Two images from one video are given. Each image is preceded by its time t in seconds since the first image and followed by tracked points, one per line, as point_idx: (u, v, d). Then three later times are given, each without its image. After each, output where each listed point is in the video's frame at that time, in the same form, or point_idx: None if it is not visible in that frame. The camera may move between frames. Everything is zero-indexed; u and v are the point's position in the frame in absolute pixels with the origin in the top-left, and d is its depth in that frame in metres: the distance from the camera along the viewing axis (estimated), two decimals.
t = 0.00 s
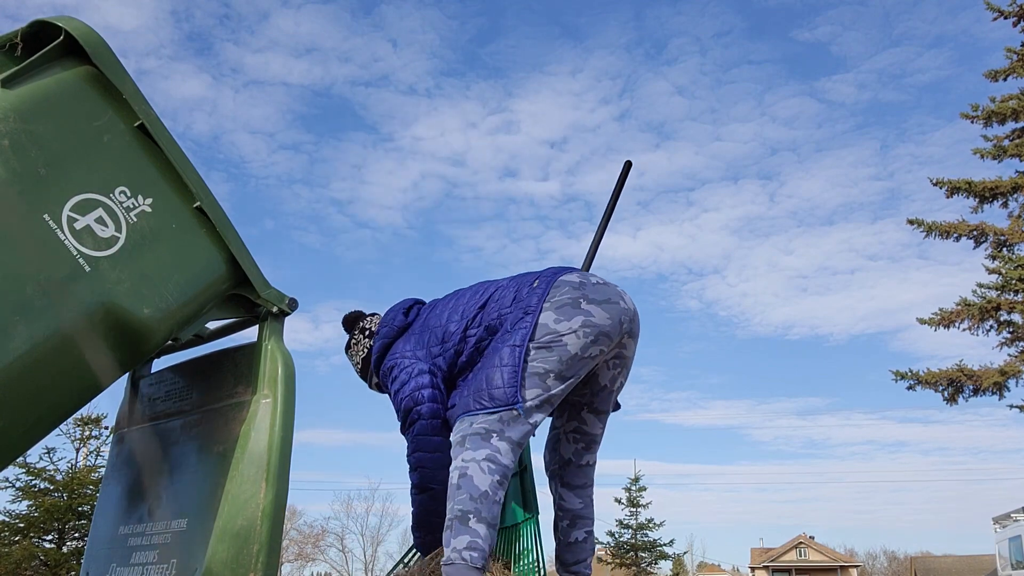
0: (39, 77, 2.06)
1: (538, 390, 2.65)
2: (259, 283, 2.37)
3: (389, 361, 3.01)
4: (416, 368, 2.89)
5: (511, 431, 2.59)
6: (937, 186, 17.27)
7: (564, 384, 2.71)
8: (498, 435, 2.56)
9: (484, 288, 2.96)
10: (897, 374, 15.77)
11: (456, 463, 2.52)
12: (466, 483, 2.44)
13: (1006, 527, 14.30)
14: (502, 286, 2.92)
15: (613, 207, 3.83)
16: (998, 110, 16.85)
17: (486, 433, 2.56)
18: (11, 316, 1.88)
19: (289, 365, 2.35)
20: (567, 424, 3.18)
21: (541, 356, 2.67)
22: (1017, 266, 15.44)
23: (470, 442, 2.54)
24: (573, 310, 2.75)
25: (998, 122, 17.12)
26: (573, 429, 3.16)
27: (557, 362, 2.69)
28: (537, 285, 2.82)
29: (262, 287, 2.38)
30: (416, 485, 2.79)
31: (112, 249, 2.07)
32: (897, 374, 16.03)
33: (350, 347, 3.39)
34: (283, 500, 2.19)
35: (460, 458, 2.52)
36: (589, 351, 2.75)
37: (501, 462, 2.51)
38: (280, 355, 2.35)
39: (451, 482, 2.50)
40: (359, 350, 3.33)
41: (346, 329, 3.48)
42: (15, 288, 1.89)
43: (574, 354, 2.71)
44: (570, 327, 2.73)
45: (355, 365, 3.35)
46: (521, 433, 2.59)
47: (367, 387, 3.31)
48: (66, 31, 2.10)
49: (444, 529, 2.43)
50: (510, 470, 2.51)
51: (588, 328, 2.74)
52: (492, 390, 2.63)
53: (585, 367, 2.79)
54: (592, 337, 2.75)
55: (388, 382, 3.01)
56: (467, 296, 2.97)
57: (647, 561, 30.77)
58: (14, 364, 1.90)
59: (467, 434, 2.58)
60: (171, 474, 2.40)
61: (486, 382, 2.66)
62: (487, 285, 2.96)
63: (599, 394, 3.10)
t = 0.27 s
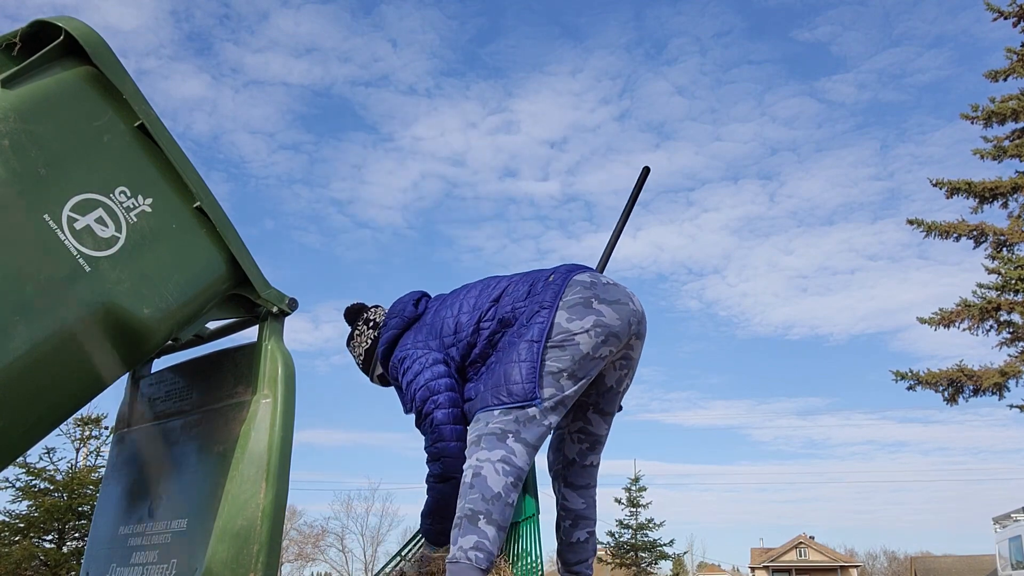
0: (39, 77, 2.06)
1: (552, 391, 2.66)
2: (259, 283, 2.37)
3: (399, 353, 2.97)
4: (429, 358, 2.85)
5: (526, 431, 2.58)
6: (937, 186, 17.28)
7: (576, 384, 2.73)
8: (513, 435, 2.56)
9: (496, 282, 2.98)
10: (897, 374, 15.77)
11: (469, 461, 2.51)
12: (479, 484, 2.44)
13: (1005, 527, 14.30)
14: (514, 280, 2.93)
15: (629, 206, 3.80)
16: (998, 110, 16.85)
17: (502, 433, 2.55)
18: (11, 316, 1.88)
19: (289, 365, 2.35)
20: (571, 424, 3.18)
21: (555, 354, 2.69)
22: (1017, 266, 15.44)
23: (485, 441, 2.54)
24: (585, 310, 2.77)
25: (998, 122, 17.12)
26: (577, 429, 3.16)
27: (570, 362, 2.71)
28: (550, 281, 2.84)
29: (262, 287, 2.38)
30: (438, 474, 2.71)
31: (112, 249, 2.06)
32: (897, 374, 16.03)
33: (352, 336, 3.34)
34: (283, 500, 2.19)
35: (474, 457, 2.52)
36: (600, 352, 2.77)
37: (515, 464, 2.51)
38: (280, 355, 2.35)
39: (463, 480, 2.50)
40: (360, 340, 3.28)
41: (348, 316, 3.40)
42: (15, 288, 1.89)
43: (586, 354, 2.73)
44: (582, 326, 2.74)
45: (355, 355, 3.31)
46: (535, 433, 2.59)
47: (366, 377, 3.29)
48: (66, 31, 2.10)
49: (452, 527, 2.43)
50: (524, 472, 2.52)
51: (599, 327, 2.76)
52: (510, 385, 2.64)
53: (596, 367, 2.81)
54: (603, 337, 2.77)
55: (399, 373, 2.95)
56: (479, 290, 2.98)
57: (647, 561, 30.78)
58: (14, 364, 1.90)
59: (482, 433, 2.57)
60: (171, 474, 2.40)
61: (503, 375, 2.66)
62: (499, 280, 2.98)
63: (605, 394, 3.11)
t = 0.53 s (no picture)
0: (39, 77, 2.06)
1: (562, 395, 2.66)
2: (259, 283, 2.37)
3: (410, 356, 2.96)
4: (441, 363, 2.85)
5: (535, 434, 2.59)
6: (937, 186, 17.27)
7: (585, 388, 2.73)
8: (523, 437, 2.56)
9: (507, 284, 2.98)
10: (897, 374, 15.77)
11: (479, 462, 2.52)
12: (487, 484, 2.44)
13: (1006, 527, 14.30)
14: (525, 284, 2.94)
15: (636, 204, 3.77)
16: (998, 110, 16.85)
17: (511, 434, 2.56)
18: (11, 316, 1.88)
19: (289, 365, 2.35)
20: (575, 425, 3.18)
21: (565, 359, 2.70)
22: (1017, 266, 15.44)
23: (494, 442, 2.54)
24: (595, 314, 2.77)
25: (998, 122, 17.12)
26: (580, 430, 3.16)
27: (579, 365, 2.71)
28: (561, 284, 2.85)
29: (262, 287, 2.38)
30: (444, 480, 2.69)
31: (112, 249, 2.06)
32: (897, 374, 16.03)
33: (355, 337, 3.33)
34: (283, 500, 2.19)
35: (483, 457, 2.52)
36: (609, 356, 2.78)
37: (523, 466, 2.52)
38: (280, 355, 2.35)
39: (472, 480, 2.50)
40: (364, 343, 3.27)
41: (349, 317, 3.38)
42: (15, 288, 1.89)
43: (596, 359, 2.73)
44: (592, 330, 2.74)
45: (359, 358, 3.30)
46: (544, 436, 2.60)
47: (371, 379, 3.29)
48: (66, 31, 2.10)
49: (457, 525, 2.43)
50: (532, 475, 2.52)
51: (609, 332, 2.76)
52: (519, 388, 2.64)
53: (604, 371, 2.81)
54: (612, 341, 2.77)
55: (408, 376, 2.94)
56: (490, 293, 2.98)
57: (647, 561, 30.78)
58: (14, 364, 1.90)
59: (491, 434, 2.58)
60: (171, 474, 2.40)
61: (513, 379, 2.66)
62: (510, 282, 2.98)
63: (610, 396, 3.11)
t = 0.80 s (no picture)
0: (39, 77, 2.06)
1: (568, 396, 2.67)
2: (259, 283, 2.37)
3: (413, 332, 2.94)
4: (444, 342, 2.82)
5: (541, 435, 2.59)
6: (937, 186, 17.27)
7: (588, 390, 2.74)
8: (529, 438, 2.56)
9: (520, 272, 2.98)
10: (897, 374, 15.77)
11: (484, 461, 2.52)
12: (492, 485, 2.45)
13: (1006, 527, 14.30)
14: (537, 274, 2.94)
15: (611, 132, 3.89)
16: (998, 110, 16.84)
17: (517, 435, 2.55)
18: (11, 316, 1.88)
19: (289, 365, 2.35)
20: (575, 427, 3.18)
21: (571, 359, 2.71)
22: (1017, 266, 15.44)
23: (500, 443, 2.54)
24: (602, 316, 2.78)
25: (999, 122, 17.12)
26: (581, 432, 3.16)
27: (585, 366, 2.72)
28: (574, 282, 2.86)
29: (262, 287, 2.38)
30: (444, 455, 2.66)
31: (112, 249, 2.07)
32: (897, 374, 16.03)
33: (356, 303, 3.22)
34: (283, 500, 2.19)
35: (488, 457, 2.52)
36: (614, 359, 2.79)
37: (528, 468, 2.52)
38: (280, 355, 2.35)
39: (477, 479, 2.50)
40: (366, 312, 3.16)
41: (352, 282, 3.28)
42: (15, 288, 1.89)
43: (601, 361, 2.74)
44: (598, 332, 2.75)
45: (358, 323, 3.19)
46: (549, 438, 2.60)
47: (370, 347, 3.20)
48: (66, 31, 2.10)
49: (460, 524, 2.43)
50: (536, 477, 2.53)
51: (615, 335, 2.77)
52: (525, 383, 2.65)
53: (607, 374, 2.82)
54: (618, 345, 2.78)
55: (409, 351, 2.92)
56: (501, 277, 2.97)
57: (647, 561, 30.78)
58: (14, 364, 1.90)
59: (497, 434, 2.57)
60: (171, 474, 2.40)
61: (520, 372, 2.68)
62: (523, 271, 2.98)
63: (611, 399, 3.13)
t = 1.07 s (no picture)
0: (39, 77, 2.06)
1: (566, 398, 2.68)
2: (259, 283, 2.37)
3: (415, 276, 2.94)
4: (449, 295, 2.84)
5: (540, 437, 2.59)
6: (937, 186, 17.26)
7: (584, 394, 2.74)
8: (528, 440, 2.57)
9: (535, 250, 2.99)
10: (897, 374, 15.77)
11: (484, 462, 2.52)
12: (493, 487, 2.45)
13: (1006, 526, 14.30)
14: (554, 258, 2.96)
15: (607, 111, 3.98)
16: (998, 110, 16.84)
17: (516, 437, 2.56)
18: (11, 316, 1.88)
19: (289, 365, 2.35)
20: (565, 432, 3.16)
21: (569, 360, 2.71)
22: (1017, 266, 15.44)
23: (500, 443, 2.54)
24: (604, 322, 2.78)
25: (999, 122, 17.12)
26: (571, 437, 3.14)
27: (582, 369, 2.72)
28: (584, 280, 2.86)
29: (262, 287, 2.38)
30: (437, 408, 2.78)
31: (112, 249, 2.07)
32: (897, 374, 16.02)
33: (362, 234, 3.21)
34: (283, 500, 2.19)
35: (488, 458, 2.53)
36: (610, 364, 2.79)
37: (528, 470, 2.53)
38: (280, 355, 2.35)
39: (476, 479, 2.50)
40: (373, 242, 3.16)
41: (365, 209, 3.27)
42: (15, 288, 1.89)
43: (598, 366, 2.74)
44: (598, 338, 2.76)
45: (362, 255, 3.20)
46: (547, 440, 2.61)
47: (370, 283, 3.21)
48: (66, 31, 2.10)
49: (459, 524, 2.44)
50: (534, 478, 2.54)
51: (614, 342, 2.78)
52: (522, 370, 2.69)
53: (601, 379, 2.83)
54: (615, 351, 2.79)
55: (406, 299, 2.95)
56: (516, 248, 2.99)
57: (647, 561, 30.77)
58: (14, 364, 1.90)
59: (497, 435, 2.57)
60: (171, 474, 2.40)
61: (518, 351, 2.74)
62: (538, 249, 2.99)
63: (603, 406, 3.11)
